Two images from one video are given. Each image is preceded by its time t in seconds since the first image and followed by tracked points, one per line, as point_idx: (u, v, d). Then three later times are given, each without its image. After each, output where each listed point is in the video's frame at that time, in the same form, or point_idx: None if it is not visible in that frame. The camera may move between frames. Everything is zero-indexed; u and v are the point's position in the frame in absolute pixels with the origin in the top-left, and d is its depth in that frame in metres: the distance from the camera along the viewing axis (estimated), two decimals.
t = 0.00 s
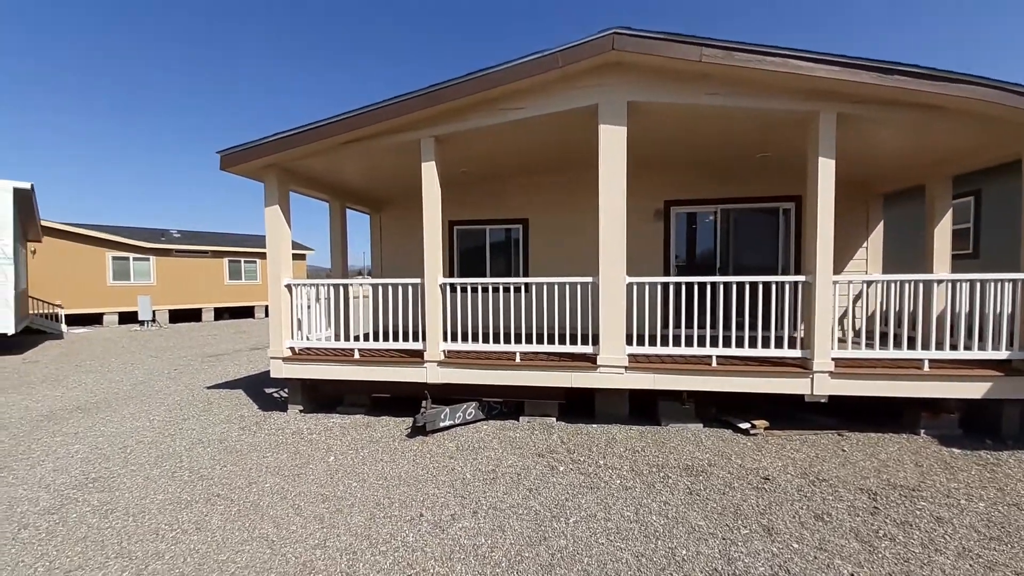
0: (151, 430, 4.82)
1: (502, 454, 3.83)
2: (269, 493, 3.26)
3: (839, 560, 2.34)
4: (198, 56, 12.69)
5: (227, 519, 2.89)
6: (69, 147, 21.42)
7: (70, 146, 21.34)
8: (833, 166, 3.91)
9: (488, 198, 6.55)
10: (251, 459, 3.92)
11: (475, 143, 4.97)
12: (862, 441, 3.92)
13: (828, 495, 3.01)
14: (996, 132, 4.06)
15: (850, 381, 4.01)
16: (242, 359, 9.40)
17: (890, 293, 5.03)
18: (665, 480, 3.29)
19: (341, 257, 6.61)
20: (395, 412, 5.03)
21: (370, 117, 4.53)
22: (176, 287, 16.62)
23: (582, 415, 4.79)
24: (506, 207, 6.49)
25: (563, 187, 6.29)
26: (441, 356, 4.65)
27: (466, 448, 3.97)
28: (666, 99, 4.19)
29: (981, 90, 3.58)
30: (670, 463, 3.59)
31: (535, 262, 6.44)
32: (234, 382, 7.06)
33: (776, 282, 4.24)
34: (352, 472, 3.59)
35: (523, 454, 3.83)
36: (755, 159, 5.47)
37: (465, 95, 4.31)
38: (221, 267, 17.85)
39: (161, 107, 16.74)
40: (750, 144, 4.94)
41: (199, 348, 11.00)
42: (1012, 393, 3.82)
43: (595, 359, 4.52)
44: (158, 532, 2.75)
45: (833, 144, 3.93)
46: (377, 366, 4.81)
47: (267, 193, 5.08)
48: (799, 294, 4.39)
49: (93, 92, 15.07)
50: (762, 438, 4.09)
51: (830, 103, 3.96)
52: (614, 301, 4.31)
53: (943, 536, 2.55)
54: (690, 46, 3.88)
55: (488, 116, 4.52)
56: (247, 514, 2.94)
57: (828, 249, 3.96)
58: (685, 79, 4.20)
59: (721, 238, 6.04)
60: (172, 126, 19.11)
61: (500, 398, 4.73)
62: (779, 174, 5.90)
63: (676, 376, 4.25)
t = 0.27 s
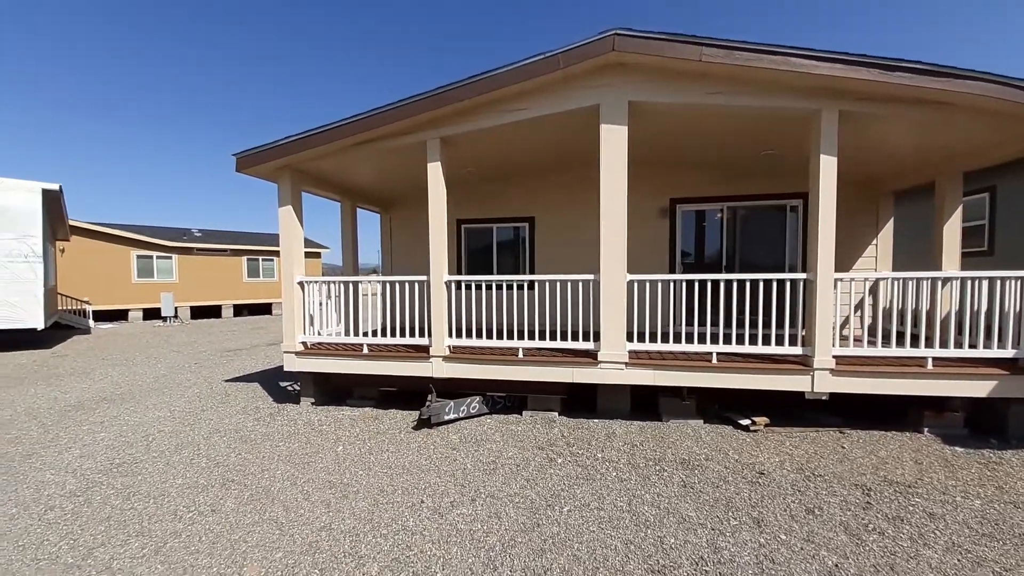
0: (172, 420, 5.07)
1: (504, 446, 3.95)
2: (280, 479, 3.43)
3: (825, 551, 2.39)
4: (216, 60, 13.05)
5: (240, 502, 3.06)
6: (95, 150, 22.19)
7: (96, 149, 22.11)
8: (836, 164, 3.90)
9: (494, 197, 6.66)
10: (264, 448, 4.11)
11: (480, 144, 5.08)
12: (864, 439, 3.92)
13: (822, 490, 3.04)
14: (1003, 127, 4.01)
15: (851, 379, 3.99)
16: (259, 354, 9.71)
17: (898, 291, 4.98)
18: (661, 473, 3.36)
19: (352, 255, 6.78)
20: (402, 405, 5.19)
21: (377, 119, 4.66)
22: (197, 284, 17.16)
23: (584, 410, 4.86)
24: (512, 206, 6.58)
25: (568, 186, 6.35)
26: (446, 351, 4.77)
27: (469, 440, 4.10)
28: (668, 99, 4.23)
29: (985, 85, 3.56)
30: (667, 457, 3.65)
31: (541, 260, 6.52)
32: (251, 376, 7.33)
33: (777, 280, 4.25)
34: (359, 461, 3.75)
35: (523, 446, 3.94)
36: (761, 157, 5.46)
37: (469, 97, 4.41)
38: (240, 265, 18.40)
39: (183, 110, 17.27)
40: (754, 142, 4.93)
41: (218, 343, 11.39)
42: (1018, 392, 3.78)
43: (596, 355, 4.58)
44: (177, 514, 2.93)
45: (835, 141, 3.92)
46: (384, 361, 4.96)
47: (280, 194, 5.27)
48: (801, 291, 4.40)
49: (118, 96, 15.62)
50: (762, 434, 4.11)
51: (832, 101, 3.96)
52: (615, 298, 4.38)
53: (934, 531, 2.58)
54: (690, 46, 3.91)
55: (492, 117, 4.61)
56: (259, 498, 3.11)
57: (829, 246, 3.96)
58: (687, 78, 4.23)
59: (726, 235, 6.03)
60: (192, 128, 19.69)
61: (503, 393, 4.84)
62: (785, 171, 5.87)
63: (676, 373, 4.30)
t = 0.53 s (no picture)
0: (182, 411, 5.26)
1: (499, 438, 4.05)
2: (283, 467, 3.57)
3: (804, 541, 2.45)
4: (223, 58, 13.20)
5: (244, 489, 3.21)
6: (107, 148, 22.57)
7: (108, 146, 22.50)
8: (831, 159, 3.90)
9: (494, 193, 6.72)
10: (269, 438, 4.26)
11: (478, 141, 5.13)
12: (856, 432, 3.96)
13: (808, 483, 3.09)
14: (1003, 120, 3.97)
15: (844, 373, 4.02)
16: (267, 347, 9.93)
17: (897, 286, 4.97)
18: (650, 464, 3.44)
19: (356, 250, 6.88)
20: (404, 398, 5.31)
21: (377, 118, 4.73)
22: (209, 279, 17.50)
23: (581, 403, 4.95)
24: (513, 201, 6.63)
25: (568, 182, 6.39)
26: (445, 345, 4.87)
27: (466, 432, 4.21)
28: (664, 96, 4.22)
29: (980, 78, 3.53)
30: (658, 449, 3.73)
31: (541, 255, 6.57)
32: (259, 368, 7.53)
33: (772, 275, 4.27)
34: (359, 450, 3.88)
35: (519, 438, 4.04)
36: (762, 151, 5.42)
37: (465, 95, 4.45)
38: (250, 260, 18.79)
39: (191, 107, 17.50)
40: (751, 137, 4.92)
41: (229, 337, 11.65)
42: (1013, 387, 3.78)
43: (592, 349, 4.65)
44: (184, 500, 3.08)
45: (831, 136, 3.92)
46: (385, 354, 5.08)
47: (284, 192, 5.39)
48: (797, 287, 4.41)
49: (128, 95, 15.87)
50: (756, 428, 4.16)
51: (828, 95, 3.94)
52: (610, 294, 4.44)
53: (915, 523, 2.62)
54: (685, 42, 3.91)
55: (489, 114, 4.64)
56: (262, 485, 3.26)
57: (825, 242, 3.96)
58: (684, 74, 4.21)
59: (726, 230, 6.01)
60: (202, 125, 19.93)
61: (501, 386, 4.94)
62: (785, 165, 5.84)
63: (670, 367, 4.36)
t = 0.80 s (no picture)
0: (190, 404, 5.41)
1: (496, 433, 4.12)
2: (284, 459, 3.68)
3: (787, 535, 2.48)
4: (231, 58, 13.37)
5: (246, 480, 3.32)
6: (119, 148, 22.97)
7: (121, 146, 22.89)
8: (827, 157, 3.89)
9: (495, 191, 6.77)
10: (272, 431, 4.38)
11: (477, 140, 5.18)
12: (850, 430, 3.97)
13: (797, 479, 3.12)
14: (1002, 116, 3.94)
15: (839, 371, 4.03)
16: (274, 343, 10.10)
17: (897, 284, 4.95)
18: (642, 460, 3.49)
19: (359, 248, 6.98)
20: (404, 393, 5.41)
21: (376, 118, 4.80)
22: (218, 275, 17.79)
23: (578, 399, 5.00)
24: (514, 199, 6.68)
25: (568, 180, 6.43)
26: (444, 342, 4.95)
27: (463, 427, 4.29)
28: (660, 94, 4.23)
29: (978, 75, 3.51)
30: (651, 445, 3.78)
31: (541, 253, 6.61)
32: (265, 363, 7.68)
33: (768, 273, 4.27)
34: (358, 444, 3.97)
35: (514, 433, 4.11)
36: (761, 148, 5.40)
37: (462, 95, 4.51)
38: (258, 257, 19.10)
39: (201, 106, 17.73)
40: (749, 135, 4.92)
41: (237, 332, 11.86)
42: (1009, 386, 3.77)
43: (588, 346, 4.70)
44: (188, 490, 3.20)
45: (827, 134, 3.91)
46: (385, 350, 5.17)
47: (287, 191, 5.50)
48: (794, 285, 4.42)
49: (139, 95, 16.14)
50: (750, 425, 4.18)
51: (824, 93, 3.93)
52: (605, 292, 4.48)
53: (900, 519, 2.65)
54: (679, 41, 3.92)
55: (486, 113, 4.68)
56: (263, 476, 3.37)
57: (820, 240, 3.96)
58: (680, 72, 4.22)
59: (726, 227, 6.00)
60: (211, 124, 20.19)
61: (499, 382, 5.01)
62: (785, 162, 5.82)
63: (665, 364, 4.40)
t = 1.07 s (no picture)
0: (199, 398, 5.58)
1: (491, 428, 4.18)
2: (285, 451, 3.80)
3: (769, 530, 2.50)
4: (243, 57, 13.63)
5: (247, 470, 3.44)
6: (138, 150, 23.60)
7: (138, 148, 23.48)
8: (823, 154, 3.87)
9: (497, 190, 6.84)
10: (275, 424, 4.51)
11: (475, 140, 5.24)
12: (847, 429, 3.94)
13: (787, 476, 3.12)
14: (1003, 108, 3.88)
15: (835, 370, 4.01)
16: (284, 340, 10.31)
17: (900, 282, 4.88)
18: (633, 456, 3.52)
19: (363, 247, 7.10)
20: (405, 389, 5.50)
21: (376, 119, 4.89)
22: (232, 275, 18.19)
23: (576, 396, 5.04)
24: (515, 198, 6.73)
25: (568, 178, 6.45)
26: (443, 339, 5.02)
27: (460, 422, 4.37)
28: (655, 93, 4.23)
29: (971, 70, 3.49)
30: (644, 441, 3.80)
31: (542, 251, 6.65)
32: (273, 360, 7.86)
33: (763, 271, 4.26)
34: (357, 437, 4.07)
35: (509, 428, 4.17)
36: (762, 146, 5.36)
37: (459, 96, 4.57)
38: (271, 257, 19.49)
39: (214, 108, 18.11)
40: (747, 133, 4.89)
41: (249, 330, 12.12)
42: (1009, 385, 3.72)
43: (584, 344, 4.73)
44: (191, 479, 3.33)
45: (822, 131, 3.89)
46: (386, 347, 5.27)
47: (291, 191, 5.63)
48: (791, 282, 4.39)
49: (156, 98, 16.57)
50: (745, 423, 4.18)
51: (820, 89, 3.91)
52: (601, 291, 4.52)
53: (887, 516, 2.63)
54: (673, 40, 3.93)
55: (483, 114, 4.74)
56: (263, 467, 3.48)
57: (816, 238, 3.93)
58: (675, 70, 4.22)
59: (728, 225, 5.95)
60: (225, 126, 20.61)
61: (497, 378, 5.07)
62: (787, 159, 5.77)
63: (660, 362, 4.41)
